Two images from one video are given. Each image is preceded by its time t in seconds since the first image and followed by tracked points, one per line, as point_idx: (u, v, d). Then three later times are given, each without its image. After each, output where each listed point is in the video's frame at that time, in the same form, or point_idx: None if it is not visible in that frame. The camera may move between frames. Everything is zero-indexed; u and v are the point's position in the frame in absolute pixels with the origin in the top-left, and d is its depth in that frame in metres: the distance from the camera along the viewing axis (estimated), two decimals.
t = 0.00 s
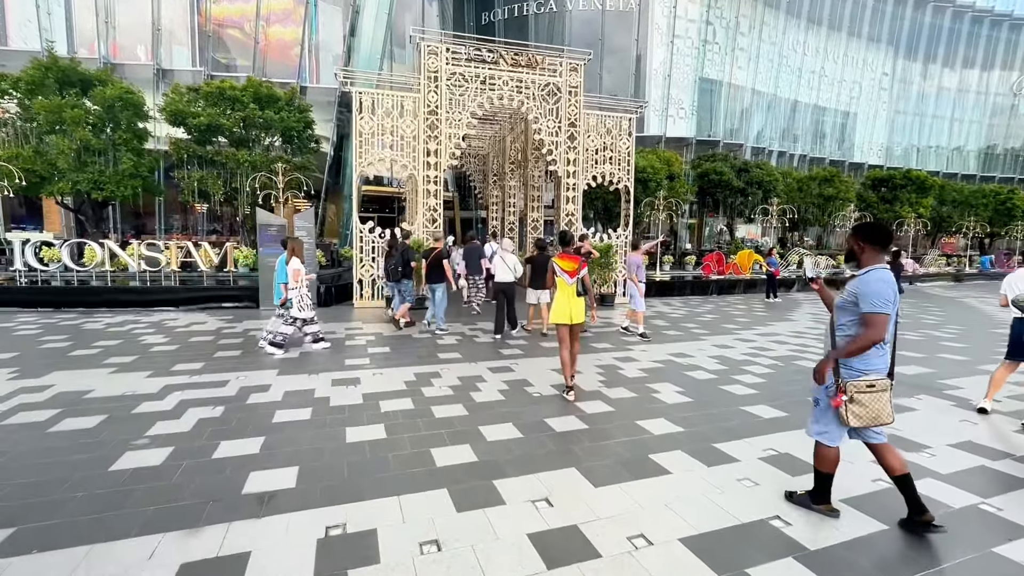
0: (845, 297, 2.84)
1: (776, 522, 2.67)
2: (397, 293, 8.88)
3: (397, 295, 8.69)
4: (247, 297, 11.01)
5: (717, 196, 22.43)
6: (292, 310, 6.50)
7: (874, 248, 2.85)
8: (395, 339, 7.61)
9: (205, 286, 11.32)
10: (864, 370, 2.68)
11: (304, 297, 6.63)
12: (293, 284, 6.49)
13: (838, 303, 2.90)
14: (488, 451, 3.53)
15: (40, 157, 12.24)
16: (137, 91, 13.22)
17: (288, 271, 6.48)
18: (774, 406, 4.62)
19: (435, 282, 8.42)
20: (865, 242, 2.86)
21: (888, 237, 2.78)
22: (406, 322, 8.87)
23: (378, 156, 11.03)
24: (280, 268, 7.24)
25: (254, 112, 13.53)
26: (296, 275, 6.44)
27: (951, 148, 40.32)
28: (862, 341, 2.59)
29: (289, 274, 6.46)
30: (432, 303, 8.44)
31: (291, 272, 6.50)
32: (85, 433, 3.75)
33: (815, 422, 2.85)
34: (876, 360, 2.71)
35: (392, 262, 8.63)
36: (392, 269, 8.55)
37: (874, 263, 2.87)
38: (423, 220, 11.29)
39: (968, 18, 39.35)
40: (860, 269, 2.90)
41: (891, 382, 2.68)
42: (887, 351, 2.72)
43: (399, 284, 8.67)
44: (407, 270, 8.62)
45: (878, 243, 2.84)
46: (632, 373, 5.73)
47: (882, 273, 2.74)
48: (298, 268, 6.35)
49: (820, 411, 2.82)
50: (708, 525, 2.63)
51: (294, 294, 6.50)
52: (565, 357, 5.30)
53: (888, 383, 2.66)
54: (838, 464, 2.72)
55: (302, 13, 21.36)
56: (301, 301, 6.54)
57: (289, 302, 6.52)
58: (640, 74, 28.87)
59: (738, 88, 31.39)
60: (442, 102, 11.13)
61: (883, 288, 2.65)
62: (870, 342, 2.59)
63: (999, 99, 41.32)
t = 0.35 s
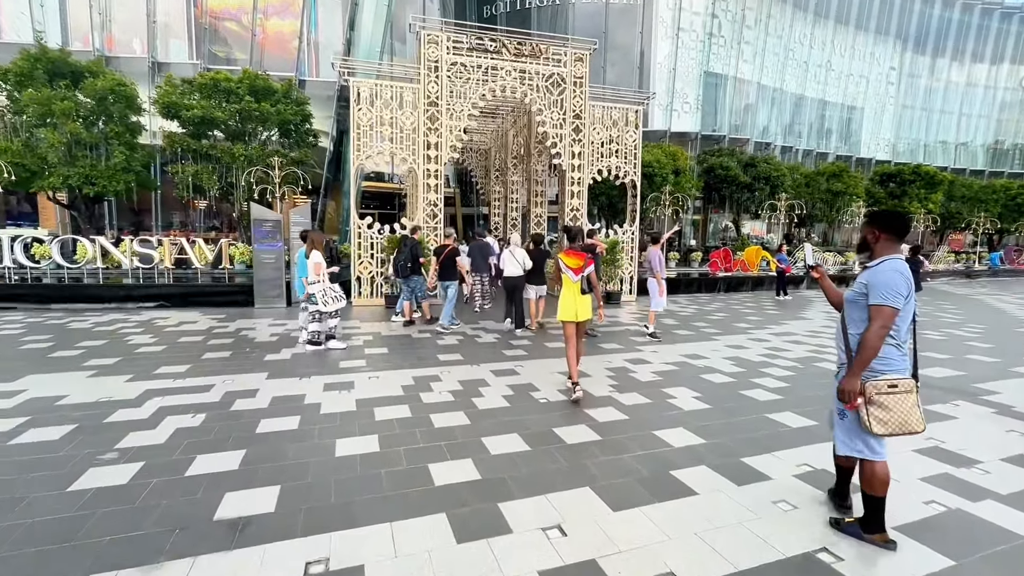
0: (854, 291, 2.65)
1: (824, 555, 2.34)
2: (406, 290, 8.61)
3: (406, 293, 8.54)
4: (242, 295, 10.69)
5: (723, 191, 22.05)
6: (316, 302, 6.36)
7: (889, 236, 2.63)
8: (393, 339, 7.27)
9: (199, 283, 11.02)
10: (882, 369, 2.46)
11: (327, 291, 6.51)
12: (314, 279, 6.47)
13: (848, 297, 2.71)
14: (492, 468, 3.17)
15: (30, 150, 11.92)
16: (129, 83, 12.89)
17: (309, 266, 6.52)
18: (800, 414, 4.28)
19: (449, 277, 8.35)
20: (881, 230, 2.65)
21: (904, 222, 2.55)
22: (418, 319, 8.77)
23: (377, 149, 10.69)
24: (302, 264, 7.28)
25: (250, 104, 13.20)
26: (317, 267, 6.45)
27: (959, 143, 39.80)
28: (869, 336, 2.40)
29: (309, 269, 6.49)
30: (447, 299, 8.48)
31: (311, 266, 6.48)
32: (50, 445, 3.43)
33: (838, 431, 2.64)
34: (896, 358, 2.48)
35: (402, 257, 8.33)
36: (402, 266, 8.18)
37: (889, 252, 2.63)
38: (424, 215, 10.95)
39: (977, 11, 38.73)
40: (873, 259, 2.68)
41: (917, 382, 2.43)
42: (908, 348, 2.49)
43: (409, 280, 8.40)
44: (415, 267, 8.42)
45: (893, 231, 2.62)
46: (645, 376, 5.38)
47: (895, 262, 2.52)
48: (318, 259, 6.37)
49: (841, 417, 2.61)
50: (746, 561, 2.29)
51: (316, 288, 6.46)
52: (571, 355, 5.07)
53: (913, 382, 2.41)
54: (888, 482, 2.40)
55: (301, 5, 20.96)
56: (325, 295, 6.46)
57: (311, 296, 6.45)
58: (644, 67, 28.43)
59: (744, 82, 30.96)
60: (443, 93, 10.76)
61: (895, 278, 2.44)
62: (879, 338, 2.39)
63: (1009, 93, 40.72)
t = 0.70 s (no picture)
0: (869, 295, 2.55)
1: None
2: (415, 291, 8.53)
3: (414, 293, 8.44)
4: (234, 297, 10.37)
5: (727, 188, 21.68)
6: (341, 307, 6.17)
7: (907, 240, 2.55)
8: (390, 343, 6.95)
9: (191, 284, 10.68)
10: (896, 378, 2.33)
11: (353, 296, 6.31)
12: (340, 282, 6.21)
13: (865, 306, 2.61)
14: (495, 497, 2.84)
15: (15, 146, 11.55)
16: (119, 78, 12.52)
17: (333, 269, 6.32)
18: (829, 429, 3.95)
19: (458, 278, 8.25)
20: (899, 233, 2.56)
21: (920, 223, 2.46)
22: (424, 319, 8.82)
23: (374, 146, 10.33)
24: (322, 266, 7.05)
25: (243, 99, 12.85)
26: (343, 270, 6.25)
27: (963, 140, 39.38)
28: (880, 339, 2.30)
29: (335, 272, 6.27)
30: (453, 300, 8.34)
31: (337, 269, 6.21)
32: (7, 468, 3.11)
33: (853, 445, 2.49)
34: (911, 367, 2.36)
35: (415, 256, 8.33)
36: (415, 265, 8.27)
37: (906, 257, 2.54)
38: (422, 213, 10.61)
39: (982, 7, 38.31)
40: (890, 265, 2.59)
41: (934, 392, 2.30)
42: (925, 356, 2.37)
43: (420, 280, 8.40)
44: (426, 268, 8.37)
45: (912, 235, 2.53)
46: (657, 385, 5.06)
47: (913, 266, 2.43)
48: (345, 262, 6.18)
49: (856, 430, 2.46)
50: None
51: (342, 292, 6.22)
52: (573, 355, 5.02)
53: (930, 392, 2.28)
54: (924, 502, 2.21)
55: None
56: (351, 300, 6.25)
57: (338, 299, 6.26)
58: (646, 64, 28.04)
59: (747, 78, 30.59)
60: (442, 87, 10.42)
61: (908, 280, 2.34)
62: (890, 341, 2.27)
63: (1014, 89, 40.28)
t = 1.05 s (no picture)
0: (904, 292, 2.36)
1: None
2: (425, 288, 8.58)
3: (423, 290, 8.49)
4: (227, 297, 10.04)
5: (731, 185, 21.33)
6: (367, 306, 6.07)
7: (943, 235, 2.36)
8: (388, 347, 6.62)
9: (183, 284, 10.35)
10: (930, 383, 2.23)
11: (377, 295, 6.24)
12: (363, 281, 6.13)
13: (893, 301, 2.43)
14: (506, 526, 2.53)
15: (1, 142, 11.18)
16: (108, 72, 12.14)
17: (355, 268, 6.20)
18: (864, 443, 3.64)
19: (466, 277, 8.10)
20: (935, 226, 2.37)
21: (959, 216, 2.29)
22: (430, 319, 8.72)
23: (371, 140, 9.99)
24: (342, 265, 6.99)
25: (237, 93, 12.50)
26: (365, 270, 6.14)
27: (966, 136, 39.11)
28: (937, 343, 2.10)
29: (357, 271, 6.14)
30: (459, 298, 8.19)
31: (360, 268, 6.13)
32: None
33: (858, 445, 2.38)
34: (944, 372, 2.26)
35: (425, 253, 8.32)
36: (427, 263, 8.31)
37: (940, 251, 2.38)
38: (421, 210, 10.27)
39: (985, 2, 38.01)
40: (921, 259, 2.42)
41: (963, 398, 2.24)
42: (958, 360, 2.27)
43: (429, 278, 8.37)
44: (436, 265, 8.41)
45: (949, 229, 2.34)
46: (674, 392, 4.75)
47: (954, 263, 2.25)
48: (369, 261, 6.06)
49: (871, 431, 2.35)
50: None
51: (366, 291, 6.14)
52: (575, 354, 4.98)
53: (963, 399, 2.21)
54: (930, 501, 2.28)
55: None
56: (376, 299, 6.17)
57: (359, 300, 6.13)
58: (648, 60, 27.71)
59: (750, 74, 30.25)
60: (442, 80, 10.08)
61: (958, 278, 2.17)
62: (948, 348, 2.09)
63: (1016, 85, 39.99)
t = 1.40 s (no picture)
0: (937, 303, 2.07)
1: None
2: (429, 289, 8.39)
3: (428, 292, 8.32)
4: (217, 299, 9.59)
5: (734, 183, 21.05)
6: (390, 305, 6.24)
7: (980, 238, 2.04)
8: (386, 353, 6.30)
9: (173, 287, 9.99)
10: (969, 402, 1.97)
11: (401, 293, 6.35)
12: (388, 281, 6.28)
13: (923, 312, 2.15)
14: (521, 570, 2.20)
15: None
16: (96, 67, 11.76)
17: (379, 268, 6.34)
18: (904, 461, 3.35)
19: (470, 276, 8.03)
20: (971, 229, 2.05)
21: (996, 215, 1.98)
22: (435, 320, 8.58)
23: (368, 137, 9.65)
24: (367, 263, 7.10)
25: (229, 89, 12.14)
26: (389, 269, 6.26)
27: (966, 133, 38.94)
28: (982, 361, 1.83)
29: (381, 271, 6.26)
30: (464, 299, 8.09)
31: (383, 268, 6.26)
32: None
33: (890, 465, 2.20)
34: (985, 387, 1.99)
35: (428, 253, 8.10)
36: (430, 263, 8.10)
37: (977, 257, 2.06)
38: (420, 209, 9.95)
39: None
40: (955, 267, 2.11)
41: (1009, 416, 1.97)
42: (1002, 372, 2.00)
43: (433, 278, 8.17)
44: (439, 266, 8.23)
45: (987, 230, 2.02)
46: (691, 402, 4.46)
47: (994, 269, 1.95)
48: (392, 260, 6.17)
49: (902, 451, 2.14)
50: None
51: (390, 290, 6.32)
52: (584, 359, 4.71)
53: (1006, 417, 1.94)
54: (989, 536, 2.01)
55: None
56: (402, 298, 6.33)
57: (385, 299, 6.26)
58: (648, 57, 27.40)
59: (751, 71, 29.98)
60: (441, 74, 9.77)
61: (1001, 288, 1.88)
62: (996, 366, 1.82)
63: (1017, 82, 39.85)
